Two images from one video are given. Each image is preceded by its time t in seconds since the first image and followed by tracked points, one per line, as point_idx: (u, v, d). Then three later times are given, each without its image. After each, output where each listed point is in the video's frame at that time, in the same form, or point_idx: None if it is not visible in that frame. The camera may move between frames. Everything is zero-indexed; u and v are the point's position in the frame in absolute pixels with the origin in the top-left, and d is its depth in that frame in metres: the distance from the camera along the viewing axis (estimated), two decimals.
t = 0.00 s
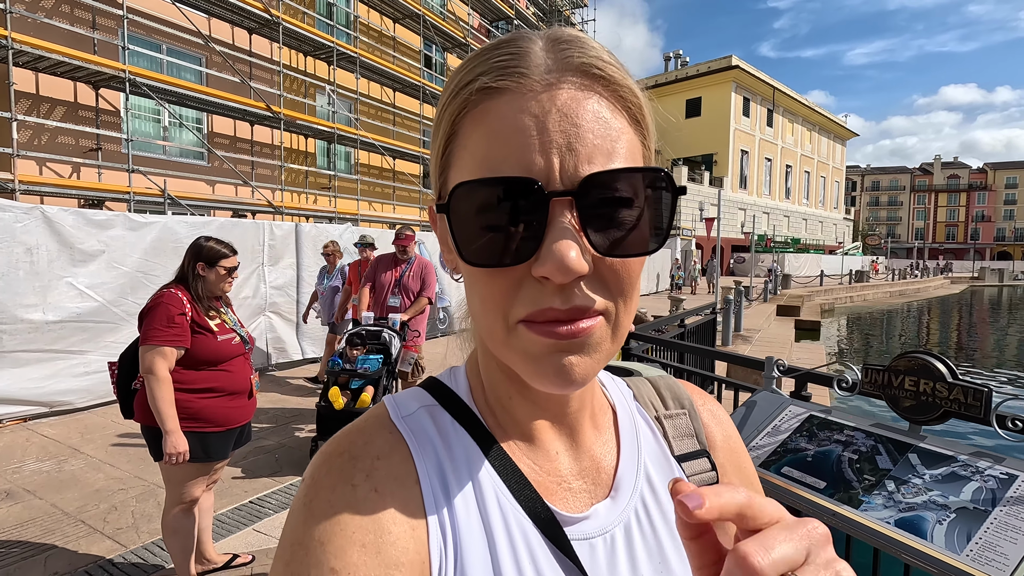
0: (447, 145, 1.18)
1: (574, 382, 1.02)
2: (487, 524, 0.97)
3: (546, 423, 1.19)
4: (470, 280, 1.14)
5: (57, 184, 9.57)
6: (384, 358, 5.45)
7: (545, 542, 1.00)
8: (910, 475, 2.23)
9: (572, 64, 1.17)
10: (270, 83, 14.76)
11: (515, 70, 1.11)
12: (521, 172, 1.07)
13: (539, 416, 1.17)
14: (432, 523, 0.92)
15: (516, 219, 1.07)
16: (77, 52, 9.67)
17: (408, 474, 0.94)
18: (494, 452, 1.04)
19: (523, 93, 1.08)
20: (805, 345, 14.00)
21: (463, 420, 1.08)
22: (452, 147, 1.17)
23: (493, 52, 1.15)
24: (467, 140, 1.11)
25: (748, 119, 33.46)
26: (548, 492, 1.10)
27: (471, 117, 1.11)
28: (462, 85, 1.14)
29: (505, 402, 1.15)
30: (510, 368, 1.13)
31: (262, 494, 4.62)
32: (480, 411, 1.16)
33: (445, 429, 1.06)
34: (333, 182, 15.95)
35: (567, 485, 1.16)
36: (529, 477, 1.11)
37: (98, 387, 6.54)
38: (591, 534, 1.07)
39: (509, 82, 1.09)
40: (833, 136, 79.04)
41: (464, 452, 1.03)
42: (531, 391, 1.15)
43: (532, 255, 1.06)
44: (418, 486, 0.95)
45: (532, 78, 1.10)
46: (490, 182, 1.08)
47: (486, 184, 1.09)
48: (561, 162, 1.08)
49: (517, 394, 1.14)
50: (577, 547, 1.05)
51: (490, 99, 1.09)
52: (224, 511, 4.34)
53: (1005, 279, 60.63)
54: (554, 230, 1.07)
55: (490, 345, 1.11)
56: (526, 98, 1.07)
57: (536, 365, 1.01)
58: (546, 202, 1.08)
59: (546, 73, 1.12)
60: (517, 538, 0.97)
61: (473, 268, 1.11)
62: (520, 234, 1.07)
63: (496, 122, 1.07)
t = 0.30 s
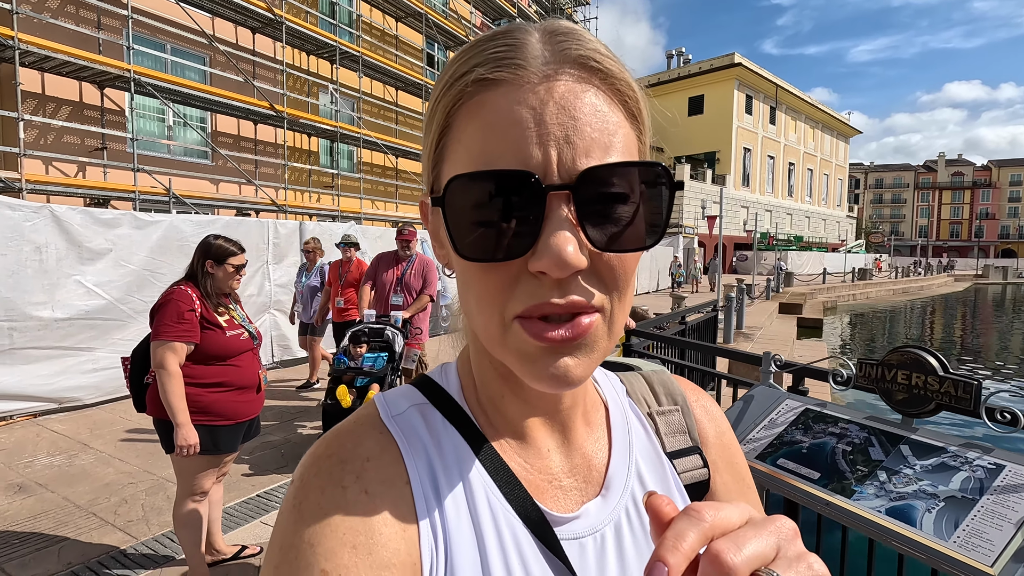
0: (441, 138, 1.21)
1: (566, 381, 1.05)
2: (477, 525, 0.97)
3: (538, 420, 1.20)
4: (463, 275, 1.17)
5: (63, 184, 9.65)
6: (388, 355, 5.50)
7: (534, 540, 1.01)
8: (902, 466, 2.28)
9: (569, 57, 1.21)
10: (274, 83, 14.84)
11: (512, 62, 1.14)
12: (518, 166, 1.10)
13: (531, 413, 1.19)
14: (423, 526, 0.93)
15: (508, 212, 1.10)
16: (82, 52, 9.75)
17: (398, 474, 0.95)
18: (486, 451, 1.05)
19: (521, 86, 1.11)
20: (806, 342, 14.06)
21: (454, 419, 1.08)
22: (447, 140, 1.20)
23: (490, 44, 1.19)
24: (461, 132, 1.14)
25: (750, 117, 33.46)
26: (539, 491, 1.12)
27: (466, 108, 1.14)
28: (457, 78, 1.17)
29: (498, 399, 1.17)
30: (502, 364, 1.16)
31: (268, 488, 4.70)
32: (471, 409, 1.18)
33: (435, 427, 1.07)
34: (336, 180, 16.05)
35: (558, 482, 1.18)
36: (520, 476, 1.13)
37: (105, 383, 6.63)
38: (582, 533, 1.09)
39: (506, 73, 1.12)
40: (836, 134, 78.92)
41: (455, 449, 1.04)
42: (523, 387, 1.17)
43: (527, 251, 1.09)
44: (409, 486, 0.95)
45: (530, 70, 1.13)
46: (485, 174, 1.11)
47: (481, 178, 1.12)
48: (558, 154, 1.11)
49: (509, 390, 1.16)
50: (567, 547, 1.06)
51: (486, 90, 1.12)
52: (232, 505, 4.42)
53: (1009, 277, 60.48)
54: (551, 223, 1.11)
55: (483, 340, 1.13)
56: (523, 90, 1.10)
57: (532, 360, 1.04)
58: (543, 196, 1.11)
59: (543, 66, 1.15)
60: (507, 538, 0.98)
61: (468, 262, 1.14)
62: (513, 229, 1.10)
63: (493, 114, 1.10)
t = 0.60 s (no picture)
0: (430, 152, 1.24)
1: (558, 389, 1.09)
2: (468, 536, 0.98)
3: (525, 431, 1.22)
4: (453, 288, 1.19)
5: (73, 186, 9.78)
6: (394, 354, 5.64)
7: (525, 553, 1.02)
8: (886, 459, 2.41)
9: (557, 73, 1.24)
10: (278, 84, 14.96)
11: (502, 79, 1.17)
12: (509, 180, 1.14)
13: (519, 424, 1.20)
14: (413, 534, 0.95)
15: (499, 226, 1.13)
16: (91, 56, 9.88)
17: (389, 487, 0.96)
18: (475, 464, 1.06)
19: (510, 102, 1.14)
20: (807, 341, 14.16)
21: (442, 431, 1.09)
22: (436, 155, 1.23)
23: (479, 61, 1.22)
24: (451, 146, 1.16)
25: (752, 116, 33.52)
26: (528, 502, 1.13)
27: (457, 123, 1.17)
28: (447, 94, 1.20)
29: (486, 412, 1.19)
30: (491, 376, 1.17)
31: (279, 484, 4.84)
32: (460, 423, 1.18)
33: (424, 440, 1.07)
34: (340, 181, 16.19)
35: (547, 494, 1.19)
36: (509, 487, 1.14)
37: (117, 381, 6.79)
38: (570, 544, 1.10)
39: (497, 91, 1.15)
40: (839, 132, 78.70)
41: (444, 461, 1.04)
42: (510, 397, 1.19)
43: (517, 264, 1.12)
44: (399, 499, 0.96)
45: (520, 88, 1.16)
46: (476, 188, 1.14)
47: (470, 193, 1.16)
48: (548, 168, 1.15)
49: (498, 402, 1.18)
50: (557, 557, 1.07)
51: (474, 107, 1.15)
52: (246, 499, 4.58)
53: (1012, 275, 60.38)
54: (541, 236, 1.14)
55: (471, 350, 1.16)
56: (513, 106, 1.13)
57: (523, 371, 1.08)
58: (534, 209, 1.15)
59: (532, 83, 1.18)
60: (497, 548, 0.99)
61: (457, 275, 1.17)
62: (502, 241, 1.13)
63: (483, 129, 1.13)
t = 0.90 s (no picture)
0: (420, 178, 1.24)
1: (548, 418, 1.09)
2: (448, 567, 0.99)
3: (510, 459, 1.23)
4: (441, 314, 1.20)
5: (79, 188, 9.90)
6: (398, 354, 5.81)
7: None
8: (870, 453, 2.55)
9: (551, 103, 1.26)
10: (281, 87, 15.06)
11: (496, 108, 1.18)
12: (502, 207, 1.15)
13: (504, 452, 1.21)
14: (390, 564, 0.96)
15: (490, 253, 1.13)
16: (96, 59, 9.99)
17: (366, 517, 0.98)
18: (458, 497, 1.07)
19: (505, 130, 1.15)
20: (805, 341, 14.28)
21: (424, 460, 1.10)
22: (426, 180, 1.22)
23: (473, 89, 1.22)
24: (443, 173, 1.16)
25: (752, 117, 33.64)
26: (511, 534, 1.14)
27: (451, 149, 1.17)
28: (440, 120, 1.20)
29: (470, 440, 1.19)
30: (477, 404, 1.18)
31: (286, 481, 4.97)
32: (443, 450, 1.18)
33: (405, 469, 1.09)
34: (342, 182, 16.32)
35: (531, 525, 1.19)
36: (492, 518, 1.15)
37: (126, 380, 6.91)
38: None
39: (491, 118, 1.16)
40: (840, 133, 78.68)
41: (426, 492, 1.05)
42: (495, 426, 1.20)
43: (509, 292, 1.13)
44: (377, 527, 0.98)
45: (514, 116, 1.17)
46: (467, 216, 1.15)
47: (460, 221, 1.16)
48: (542, 198, 1.17)
49: (483, 430, 1.19)
50: None
51: (469, 134, 1.16)
52: (254, 495, 4.71)
53: (1013, 275, 60.44)
54: (534, 264, 1.16)
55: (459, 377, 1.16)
56: (507, 134, 1.14)
57: (512, 399, 1.08)
58: (528, 238, 1.16)
59: (527, 112, 1.20)
60: None
61: (447, 303, 1.17)
62: (489, 266, 1.13)
63: (477, 156, 1.13)
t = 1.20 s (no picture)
0: (407, 180, 1.22)
1: (535, 425, 1.09)
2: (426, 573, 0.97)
3: (494, 463, 1.22)
4: (427, 317, 1.18)
5: (83, 187, 9.98)
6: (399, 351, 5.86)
7: None
8: (852, 444, 2.67)
9: (543, 106, 1.25)
10: (282, 87, 15.14)
11: (488, 110, 1.17)
12: (495, 213, 1.14)
13: (488, 456, 1.20)
14: (368, 568, 0.94)
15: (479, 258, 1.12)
16: (99, 59, 10.07)
17: (345, 521, 0.96)
18: (442, 505, 1.05)
19: (498, 132, 1.14)
20: (803, 341, 14.38)
21: (405, 461, 1.08)
22: (414, 182, 1.21)
23: (463, 89, 1.21)
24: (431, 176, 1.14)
25: (751, 118, 33.74)
26: (492, 538, 1.12)
27: (441, 150, 1.15)
28: (430, 118, 1.17)
29: (452, 442, 1.18)
30: (460, 408, 1.17)
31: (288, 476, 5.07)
32: (426, 452, 1.17)
33: (386, 472, 1.07)
34: (343, 182, 16.42)
35: (513, 529, 1.18)
36: (473, 522, 1.13)
37: (131, 377, 7.01)
38: None
39: (483, 120, 1.15)
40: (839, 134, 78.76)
41: (407, 499, 1.03)
42: (479, 431, 1.19)
43: (500, 297, 1.13)
44: (354, 533, 0.96)
45: (506, 118, 1.16)
46: (458, 221, 1.14)
47: (451, 225, 1.15)
48: (535, 203, 1.17)
49: (466, 435, 1.18)
50: None
51: (461, 136, 1.14)
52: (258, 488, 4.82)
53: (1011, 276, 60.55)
54: (526, 269, 1.16)
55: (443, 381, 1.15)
56: (500, 137, 1.13)
57: (501, 405, 1.08)
58: (520, 243, 1.16)
59: (519, 115, 1.19)
60: None
61: (435, 306, 1.15)
62: (474, 268, 1.13)
63: (468, 159, 1.12)
